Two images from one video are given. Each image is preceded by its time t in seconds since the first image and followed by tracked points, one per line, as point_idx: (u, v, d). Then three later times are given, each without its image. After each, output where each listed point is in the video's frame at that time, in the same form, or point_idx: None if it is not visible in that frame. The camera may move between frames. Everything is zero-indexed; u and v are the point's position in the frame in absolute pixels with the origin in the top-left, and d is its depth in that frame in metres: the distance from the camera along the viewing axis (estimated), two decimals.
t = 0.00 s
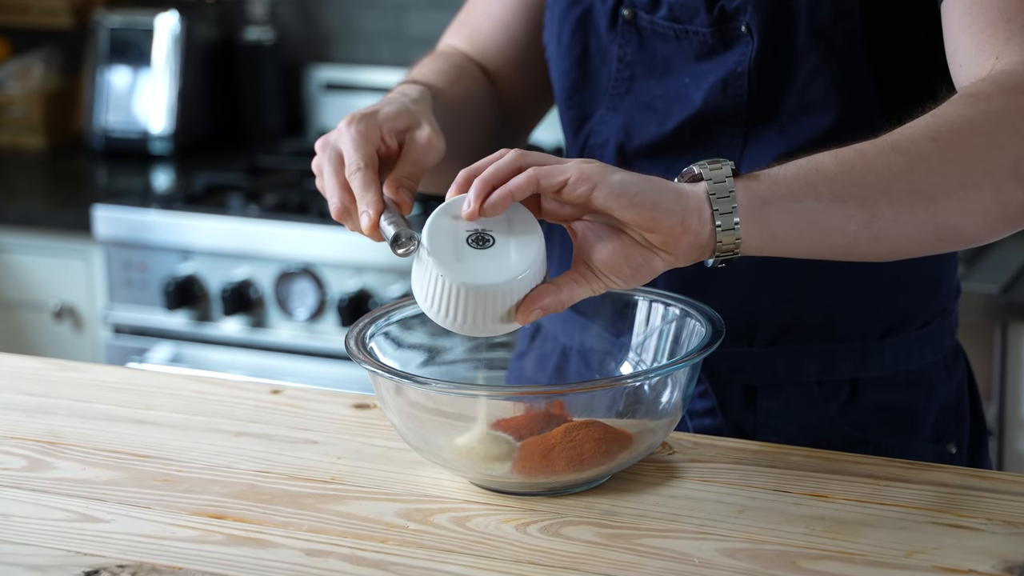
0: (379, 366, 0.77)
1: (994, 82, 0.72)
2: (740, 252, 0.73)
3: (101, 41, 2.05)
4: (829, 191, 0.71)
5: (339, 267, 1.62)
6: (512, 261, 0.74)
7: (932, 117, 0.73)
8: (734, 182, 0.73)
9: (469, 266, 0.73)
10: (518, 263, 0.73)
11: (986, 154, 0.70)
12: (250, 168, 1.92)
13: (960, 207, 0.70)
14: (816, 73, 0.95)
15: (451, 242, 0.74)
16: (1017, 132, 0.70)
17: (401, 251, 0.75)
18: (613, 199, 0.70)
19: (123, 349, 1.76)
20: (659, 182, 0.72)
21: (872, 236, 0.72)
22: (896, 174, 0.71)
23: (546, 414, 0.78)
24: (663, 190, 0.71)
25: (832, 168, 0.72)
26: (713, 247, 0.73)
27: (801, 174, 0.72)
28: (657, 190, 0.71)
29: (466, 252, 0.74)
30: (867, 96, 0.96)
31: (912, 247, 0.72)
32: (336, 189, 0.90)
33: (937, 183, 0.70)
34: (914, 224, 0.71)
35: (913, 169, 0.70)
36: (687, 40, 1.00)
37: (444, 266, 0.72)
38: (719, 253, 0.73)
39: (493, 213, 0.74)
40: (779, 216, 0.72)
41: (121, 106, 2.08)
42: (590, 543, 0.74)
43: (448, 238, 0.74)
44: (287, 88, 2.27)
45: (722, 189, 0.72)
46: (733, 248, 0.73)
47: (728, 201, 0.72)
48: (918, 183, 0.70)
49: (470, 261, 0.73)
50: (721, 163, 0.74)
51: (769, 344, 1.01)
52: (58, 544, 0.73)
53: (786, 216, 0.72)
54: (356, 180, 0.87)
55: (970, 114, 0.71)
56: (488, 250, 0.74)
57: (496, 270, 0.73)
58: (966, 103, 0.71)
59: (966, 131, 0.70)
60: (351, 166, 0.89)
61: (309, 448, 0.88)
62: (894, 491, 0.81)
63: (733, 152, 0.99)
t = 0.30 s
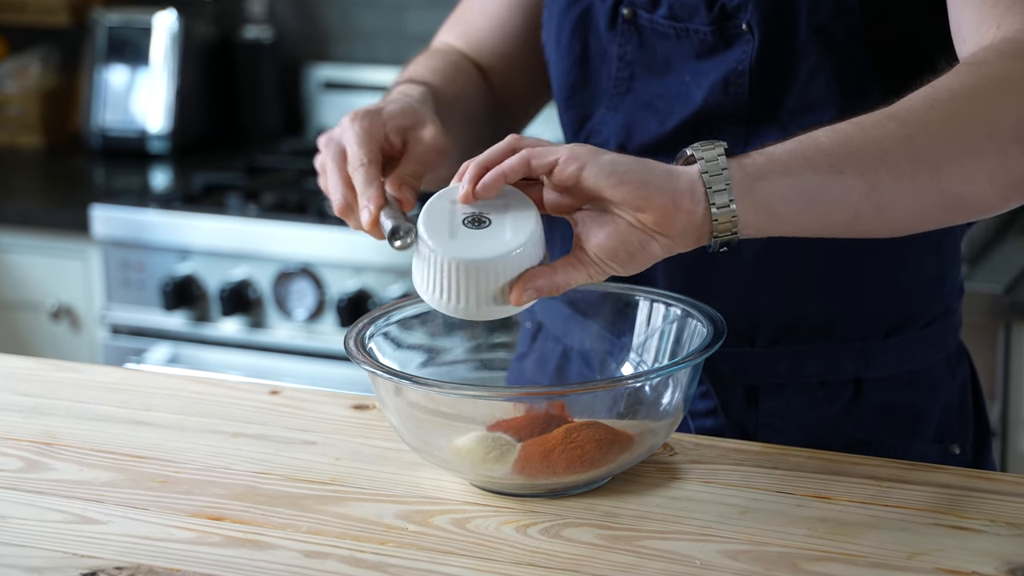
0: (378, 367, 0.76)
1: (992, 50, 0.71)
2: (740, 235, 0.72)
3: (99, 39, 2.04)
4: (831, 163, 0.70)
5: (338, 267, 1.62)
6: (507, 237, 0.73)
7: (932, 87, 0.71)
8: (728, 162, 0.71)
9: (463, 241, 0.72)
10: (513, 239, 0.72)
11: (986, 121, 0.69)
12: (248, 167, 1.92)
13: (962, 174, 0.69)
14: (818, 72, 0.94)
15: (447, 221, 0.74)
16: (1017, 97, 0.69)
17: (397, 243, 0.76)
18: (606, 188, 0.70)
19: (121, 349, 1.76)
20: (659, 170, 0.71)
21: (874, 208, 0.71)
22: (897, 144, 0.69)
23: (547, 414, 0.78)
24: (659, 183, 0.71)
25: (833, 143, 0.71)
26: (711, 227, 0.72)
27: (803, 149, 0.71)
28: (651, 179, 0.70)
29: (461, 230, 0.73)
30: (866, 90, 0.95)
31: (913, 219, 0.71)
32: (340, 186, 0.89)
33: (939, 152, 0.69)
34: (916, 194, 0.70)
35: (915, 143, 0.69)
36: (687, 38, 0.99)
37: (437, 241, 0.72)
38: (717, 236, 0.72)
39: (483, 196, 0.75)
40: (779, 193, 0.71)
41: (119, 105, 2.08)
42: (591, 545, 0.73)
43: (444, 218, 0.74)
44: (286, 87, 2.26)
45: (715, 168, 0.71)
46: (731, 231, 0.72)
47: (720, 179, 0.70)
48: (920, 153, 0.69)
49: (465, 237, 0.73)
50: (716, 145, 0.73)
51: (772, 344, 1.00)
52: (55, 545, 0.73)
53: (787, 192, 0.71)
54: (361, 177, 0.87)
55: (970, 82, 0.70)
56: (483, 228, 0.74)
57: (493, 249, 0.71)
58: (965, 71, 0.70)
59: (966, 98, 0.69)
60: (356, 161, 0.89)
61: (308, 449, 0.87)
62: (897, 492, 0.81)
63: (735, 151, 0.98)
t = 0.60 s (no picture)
0: (377, 367, 0.76)
1: (1013, 122, 0.72)
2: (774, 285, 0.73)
3: (96, 38, 2.04)
4: (861, 239, 0.71)
5: (336, 267, 1.62)
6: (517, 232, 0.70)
7: (956, 156, 0.72)
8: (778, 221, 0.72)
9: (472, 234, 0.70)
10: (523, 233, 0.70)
11: (1007, 200, 0.70)
12: (247, 166, 1.91)
13: (979, 256, 0.71)
14: (839, 77, 0.94)
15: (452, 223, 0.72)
16: None
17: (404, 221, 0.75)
18: (584, 227, 0.67)
19: (118, 349, 1.75)
20: (649, 212, 0.68)
21: (894, 283, 0.72)
22: (921, 223, 0.70)
23: (547, 416, 0.78)
24: (643, 225, 0.68)
25: (863, 212, 0.71)
26: (751, 276, 0.72)
27: (835, 218, 0.72)
28: (641, 225, 0.68)
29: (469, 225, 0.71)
30: (889, 96, 0.94)
31: (929, 287, 0.73)
32: (377, 194, 0.82)
33: (959, 236, 0.70)
34: (935, 271, 0.72)
35: (939, 215, 0.70)
36: (705, 41, 0.99)
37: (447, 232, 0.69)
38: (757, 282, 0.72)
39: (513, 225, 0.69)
40: (811, 263, 0.72)
41: (116, 104, 2.07)
42: (591, 546, 0.72)
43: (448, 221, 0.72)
44: (284, 85, 2.25)
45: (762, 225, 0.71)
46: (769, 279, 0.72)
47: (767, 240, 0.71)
48: (942, 233, 0.70)
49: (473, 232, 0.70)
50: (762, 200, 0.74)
51: (790, 348, 1.00)
52: (52, 547, 0.72)
53: (817, 262, 0.72)
54: (404, 186, 0.80)
55: (993, 160, 0.71)
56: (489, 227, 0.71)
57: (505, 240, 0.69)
58: (990, 146, 0.71)
59: (988, 179, 0.70)
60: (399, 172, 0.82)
61: (306, 450, 0.87)
62: (899, 494, 0.80)
63: (753, 156, 0.97)
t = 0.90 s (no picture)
0: (376, 367, 0.75)
1: (1015, 117, 0.72)
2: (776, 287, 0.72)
3: (93, 36, 2.03)
4: (864, 236, 0.70)
5: (335, 267, 1.61)
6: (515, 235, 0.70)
7: (958, 152, 0.72)
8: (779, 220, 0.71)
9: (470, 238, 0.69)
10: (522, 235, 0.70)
11: (1010, 195, 0.69)
12: (245, 165, 1.91)
13: (984, 252, 0.70)
14: (841, 73, 0.93)
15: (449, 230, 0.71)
16: None
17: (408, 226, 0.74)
18: (579, 223, 0.67)
19: (115, 350, 1.75)
20: (647, 211, 0.68)
21: (898, 281, 0.71)
22: (924, 219, 0.70)
23: (547, 417, 0.77)
24: (641, 221, 0.67)
25: (866, 209, 0.71)
26: (753, 279, 0.71)
27: (837, 216, 0.71)
28: (638, 223, 0.67)
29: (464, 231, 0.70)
30: (892, 93, 0.93)
31: (934, 285, 0.72)
32: (377, 203, 0.82)
33: (962, 230, 0.70)
34: (940, 267, 0.71)
35: (943, 210, 0.70)
36: (706, 38, 0.98)
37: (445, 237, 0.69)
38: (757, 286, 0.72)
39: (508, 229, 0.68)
40: (814, 261, 0.71)
41: (113, 103, 2.07)
42: (591, 548, 0.72)
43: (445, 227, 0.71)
44: (282, 84, 2.25)
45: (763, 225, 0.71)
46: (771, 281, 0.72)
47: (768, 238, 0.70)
48: (946, 229, 0.70)
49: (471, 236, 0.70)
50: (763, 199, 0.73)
51: (792, 348, 0.99)
52: (49, 548, 0.71)
53: (820, 260, 0.71)
54: (401, 192, 0.79)
55: (996, 155, 0.70)
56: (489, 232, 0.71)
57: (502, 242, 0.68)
58: (993, 141, 0.71)
59: (990, 175, 0.70)
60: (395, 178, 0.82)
61: (305, 451, 0.86)
62: (901, 495, 0.80)
63: (754, 154, 0.97)
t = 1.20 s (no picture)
0: (375, 368, 0.74)
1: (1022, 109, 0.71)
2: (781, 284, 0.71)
3: (91, 34, 2.03)
4: (870, 230, 0.70)
5: (335, 267, 1.60)
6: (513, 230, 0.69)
7: (964, 146, 0.71)
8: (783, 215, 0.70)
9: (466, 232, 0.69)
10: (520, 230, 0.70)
11: (1017, 188, 0.69)
12: (243, 165, 1.90)
13: (992, 244, 0.70)
14: (844, 71, 0.92)
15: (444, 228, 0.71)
16: None
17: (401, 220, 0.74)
18: (578, 210, 0.66)
19: (113, 350, 1.74)
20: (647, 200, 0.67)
21: (906, 276, 0.71)
22: (932, 211, 0.69)
23: (548, 418, 0.77)
24: (641, 211, 0.66)
25: (871, 202, 0.70)
26: (757, 276, 0.71)
27: (842, 209, 0.70)
28: (639, 212, 0.66)
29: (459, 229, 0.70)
30: (895, 90, 0.93)
31: (942, 281, 0.71)
32: (365, 196, 0.81)
33: (969, 222, 0.69)
34: (947, 261, 0.70)
35: (950, 203, 0.69)
36: (708, 36, 0.97)
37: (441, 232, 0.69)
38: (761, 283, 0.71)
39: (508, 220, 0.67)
40: (819, 255, 0.70)
41: (110, 102, 2.06)
42: (592, 549, 0.71)
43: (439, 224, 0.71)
44: (281, 83, 2.24)
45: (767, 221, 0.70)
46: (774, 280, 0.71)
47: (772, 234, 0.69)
48: (953, 222, 0.69)
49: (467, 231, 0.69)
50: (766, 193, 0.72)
51: (795, 348, 0.98)
52: (45, 550, 0.71)
53: (825, 254, 0.70)
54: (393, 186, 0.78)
55: (1002, 148, 0.70)
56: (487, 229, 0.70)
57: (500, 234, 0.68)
58: (999, 134, 0.70)
59: (997, 167, 0.69)
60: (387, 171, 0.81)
61: (304, 452, 0.85)
62: (904, 496, 0.79)
63: (757, 152, 0.96)
